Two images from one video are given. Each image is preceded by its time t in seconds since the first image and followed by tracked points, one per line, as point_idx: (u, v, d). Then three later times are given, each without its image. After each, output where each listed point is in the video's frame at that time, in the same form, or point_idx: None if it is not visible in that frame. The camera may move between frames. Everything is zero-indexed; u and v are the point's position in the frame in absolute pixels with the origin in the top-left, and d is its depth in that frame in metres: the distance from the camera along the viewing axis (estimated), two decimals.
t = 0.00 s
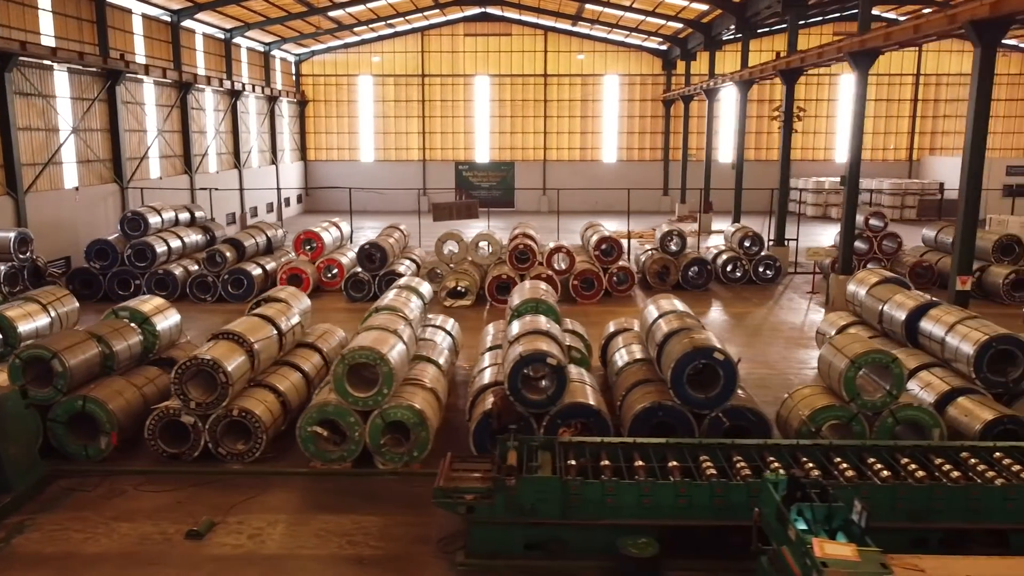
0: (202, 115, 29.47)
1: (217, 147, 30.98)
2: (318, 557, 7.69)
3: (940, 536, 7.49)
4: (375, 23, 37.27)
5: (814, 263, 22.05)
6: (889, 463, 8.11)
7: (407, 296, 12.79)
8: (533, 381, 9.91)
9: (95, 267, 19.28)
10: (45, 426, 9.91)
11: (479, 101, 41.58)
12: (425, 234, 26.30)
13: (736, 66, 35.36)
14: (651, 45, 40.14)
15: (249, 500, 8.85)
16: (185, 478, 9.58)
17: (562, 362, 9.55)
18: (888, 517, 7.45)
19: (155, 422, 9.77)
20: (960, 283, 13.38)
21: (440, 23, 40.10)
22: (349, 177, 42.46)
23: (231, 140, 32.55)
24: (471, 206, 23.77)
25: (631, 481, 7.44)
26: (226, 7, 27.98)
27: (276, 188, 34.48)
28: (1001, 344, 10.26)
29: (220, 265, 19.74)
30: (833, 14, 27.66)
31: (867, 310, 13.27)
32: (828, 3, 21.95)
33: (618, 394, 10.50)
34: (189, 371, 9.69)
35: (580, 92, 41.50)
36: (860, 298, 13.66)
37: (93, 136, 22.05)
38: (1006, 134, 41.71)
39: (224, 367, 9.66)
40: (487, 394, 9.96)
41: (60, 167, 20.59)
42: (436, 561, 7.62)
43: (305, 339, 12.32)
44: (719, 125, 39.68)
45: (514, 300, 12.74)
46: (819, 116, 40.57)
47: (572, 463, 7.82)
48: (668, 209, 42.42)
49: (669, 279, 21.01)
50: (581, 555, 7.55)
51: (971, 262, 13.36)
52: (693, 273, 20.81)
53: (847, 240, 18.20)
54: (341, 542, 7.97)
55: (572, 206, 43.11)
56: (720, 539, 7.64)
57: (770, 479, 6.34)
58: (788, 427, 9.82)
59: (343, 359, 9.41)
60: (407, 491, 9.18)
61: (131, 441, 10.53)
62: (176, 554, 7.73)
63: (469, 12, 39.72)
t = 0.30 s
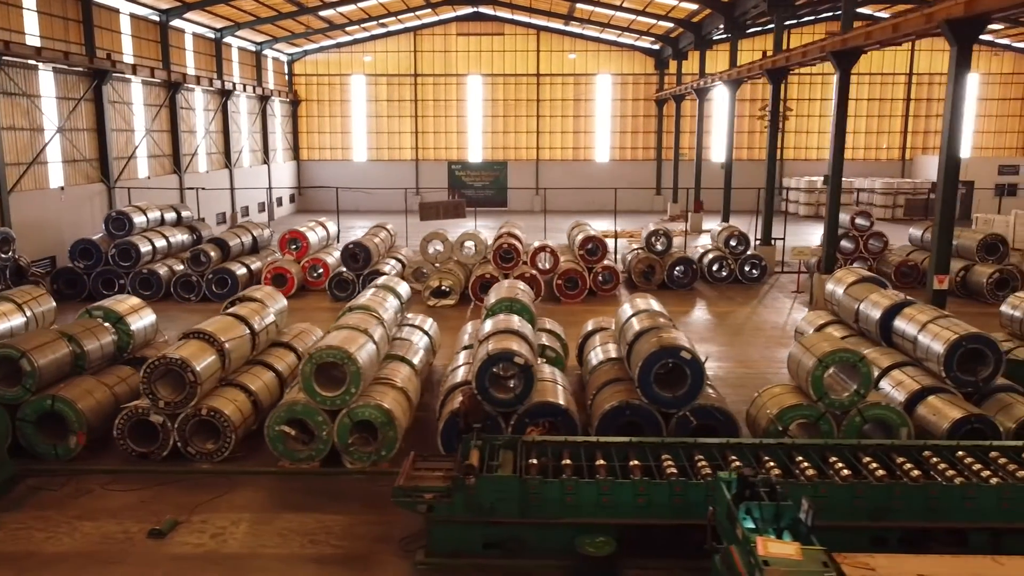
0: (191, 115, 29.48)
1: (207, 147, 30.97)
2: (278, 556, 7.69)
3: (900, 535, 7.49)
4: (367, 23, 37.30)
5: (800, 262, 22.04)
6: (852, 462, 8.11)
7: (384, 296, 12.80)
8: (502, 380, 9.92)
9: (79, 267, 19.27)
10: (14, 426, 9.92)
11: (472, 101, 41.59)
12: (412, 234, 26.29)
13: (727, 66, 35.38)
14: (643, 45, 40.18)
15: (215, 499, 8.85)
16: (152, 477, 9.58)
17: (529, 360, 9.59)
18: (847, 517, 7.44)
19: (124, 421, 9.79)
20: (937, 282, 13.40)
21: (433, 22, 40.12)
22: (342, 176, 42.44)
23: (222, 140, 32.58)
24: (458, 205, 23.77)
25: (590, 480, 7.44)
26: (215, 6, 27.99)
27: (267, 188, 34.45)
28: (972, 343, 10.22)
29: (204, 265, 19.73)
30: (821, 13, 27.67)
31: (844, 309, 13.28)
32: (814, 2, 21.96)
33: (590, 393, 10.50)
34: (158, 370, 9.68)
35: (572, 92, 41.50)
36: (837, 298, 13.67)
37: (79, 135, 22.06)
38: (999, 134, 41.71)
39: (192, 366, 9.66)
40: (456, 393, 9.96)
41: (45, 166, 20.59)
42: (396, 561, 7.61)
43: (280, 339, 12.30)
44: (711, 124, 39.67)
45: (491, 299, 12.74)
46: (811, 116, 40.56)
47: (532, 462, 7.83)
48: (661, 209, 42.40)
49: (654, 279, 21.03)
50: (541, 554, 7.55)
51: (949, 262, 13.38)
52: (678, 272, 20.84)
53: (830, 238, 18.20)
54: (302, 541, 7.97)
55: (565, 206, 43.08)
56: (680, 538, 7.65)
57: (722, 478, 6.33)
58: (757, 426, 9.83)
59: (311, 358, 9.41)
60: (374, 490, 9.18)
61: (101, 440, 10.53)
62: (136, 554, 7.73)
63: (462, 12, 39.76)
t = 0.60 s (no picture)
0: (181, 114, 29.47)
1: (197, 146, 30.96)
2: (238, 555, 7.69)
3: (859, 535, 7.48)
4: (359, 22, 37.30)
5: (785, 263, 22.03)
6: (814, 462, 8.11)
7: (360, 296, 12.81)
8: (471, 380, 9.93)
9: (63, 266, 19.26)
10: None
11: (465, 101, 41.60)
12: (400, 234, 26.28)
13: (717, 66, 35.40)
14: (636, 45, 40.18)
15: (180, 499, 8.86)
16: (120, 476, 9.58)
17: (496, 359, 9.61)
18: (804, 516, 7.43)
19: (91, 420, 9.79)
20: (914, 282, 13.39)
21: (425, 22, 40.12)
22: (334, 176, 42.43)
23: (213, 139, 32.58)
24: (445, 205, 23.75)
25: (549, 479, 7.45)
26: (204, 6, 27.99)
27: (258, 188, 34.44)
28: (942, 342, 10.23)
29: (188, 265, 19.71)
30: (809, 13, 27.69)
31: (821, 309, 13.29)
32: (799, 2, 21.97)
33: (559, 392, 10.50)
34: (125, 370, 9.68)
35: (565, 92, 41.50)
36: (815, 297, 13.68)
37: (65, 135, 22.06)
38: (991, 134, 41.71)
39: (160, 366, 9.64)
40: (425, 392, 9.96)
41: (30, 166, 20.59)
42: (355, 560, 7.62)
43: (254, 339, 12.29)
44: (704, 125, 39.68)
45: (466, 298, 12.74)
46: (804, 115, 40.61)
47: (492, 462, 7.84)
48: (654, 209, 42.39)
49: (639, 279, 21.02)
50: (500, 554, 7.54)
51: (926, 262, 13.36)
52: (663, 272, 20.85)
53: (813, 237, 18.20)
54: (264, 540, 7.96)
55: (558, 206, 43.07)
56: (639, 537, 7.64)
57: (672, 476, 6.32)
58: (725, 425, 9.83)
59: (278, 357, 9.42)
60: (340, 489, 9.18)
61: (72, 440, 10.54)
62: (95, 553, 7.72)
63: (454, 12, 39.76)
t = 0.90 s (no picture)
0: (170, 114, 29.48)
1: (187, 146, 30.96)
2: (197, 555, 7.69)
3: (816, 535, 7.47)
4: (350, 22, 37.31)
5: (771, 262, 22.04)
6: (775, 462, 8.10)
7: (336, 296, 12.80)
8: (439, 379, 9.93)
9: (47, 267, 19.22)
10: None
11: (457, 101, 41.59)
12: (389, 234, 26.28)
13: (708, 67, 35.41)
14: (628, 45, 40.16)
15: (144, 498, 8.87)
16: (87, 476, 9.59)
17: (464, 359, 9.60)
18: (761, 516, 7.42)
19: (59, 420, 9.80)
20: (891, 282, 13.41)
21: (418, 22, 40.13)
22: (327, 176, 42.43)
23: (203, 139, 32.58)
24: (431, 205, 23.75)
25: (507, 479, 7.46)
26: (193, 6, 27.98)
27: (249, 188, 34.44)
28: (911, 342, 10.23)
29: (172, 264, 19.70)
30: (799, 13, 27.67)
31: (798, 309, 13.31)
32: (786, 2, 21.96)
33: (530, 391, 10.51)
34: (94, 369, 9.69)
35: (557, 92, 41.50)
36: (792, 296, 13.70)
37: (51, 135, 22.06)
38: (984, 134, 41.70)
39: (128, 366, 9.64)
40: (393, 392, 9.96)
41: (15, 166, 20.58)
42: (313, 559, 7.62)
43: (229, 338, 12.28)
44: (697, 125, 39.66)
45: (442, 297, 12.75)
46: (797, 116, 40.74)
47: (453, 462, 7.83)
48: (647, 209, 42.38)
49: (624, 279, 21.02)
50: (457, 553, 7.55)
51: (903, 261, 13.37)
52: (648, 272, 20.89)
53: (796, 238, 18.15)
54: (224, 539, 7.97)
55: (550, 206, 43.06)
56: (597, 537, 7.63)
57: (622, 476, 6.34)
58: (694, 425, 9.84)
59: (245, 357, 9.41)
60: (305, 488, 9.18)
61: (42, 439, 10.56)
62: (54, 552, 7.74)
63: (446, 12, 39.76)
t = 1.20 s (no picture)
0: (160, 114, 29.49)
1: (176, 146, 30.96)
2: (156, 555, 7.69)
3: (774, 534, 7.46)
4: (342, 22, 37.32)
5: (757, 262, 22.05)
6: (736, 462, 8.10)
7: (312, 296, 12.81)
8: (407, 379, 9.95)
9: (31, 266, 19.20)
10: None
11: (450, 101, 41.60)
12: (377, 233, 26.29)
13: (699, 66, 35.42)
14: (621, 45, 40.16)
15: (110, 498, 8.88)
16: (54, 476, 9.60)
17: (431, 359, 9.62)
18: (718, 515, 7.42)
19: (28, 420, 9.81)
20: (868, 281, 13.40)
21: (410, 22, 40.15)
22: (320, 176, 42.40)
23: (194, 139, 32.59)
24: (418, 204, 23.76)
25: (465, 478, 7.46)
26: (182, 6, 27.98)
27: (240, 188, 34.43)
28: (880, 342, 10.24)
29: (156, 264, 19.68)
30: (787, 14, 27.69)
31: (775, 308, 13.33)
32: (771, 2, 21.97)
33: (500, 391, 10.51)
34: (61, 369, 9.68)
35: (550, 92, 41.50)
36: (769, 296, 13.73)
37: (37, 135, 22.07)
38: (977, 134, 41.72)
39: (96, 365, 9.65)
40: (361, 392, 9.96)
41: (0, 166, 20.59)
42: (273, 559, 7.63)
43: (203, 338, 12.26)
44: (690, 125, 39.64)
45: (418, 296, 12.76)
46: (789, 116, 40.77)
47: (413, 461, 7.83)
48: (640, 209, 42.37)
49: (608, 278, 21.01)
50: (415, 552, 7.55)
51: (879, 261, 13.37)
52: (633, 271, 20.91)
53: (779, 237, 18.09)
54: (185, 539, 7.98)
55: (543, 206, 43.04)
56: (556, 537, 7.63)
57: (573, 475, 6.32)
58: (661, 424, 9.84)
59: (212, 356, 9.43)
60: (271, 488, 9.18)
61: (12, 439, 10.56)
62: (14, 551, 7.74)
63: (439, 11, 39.79)
